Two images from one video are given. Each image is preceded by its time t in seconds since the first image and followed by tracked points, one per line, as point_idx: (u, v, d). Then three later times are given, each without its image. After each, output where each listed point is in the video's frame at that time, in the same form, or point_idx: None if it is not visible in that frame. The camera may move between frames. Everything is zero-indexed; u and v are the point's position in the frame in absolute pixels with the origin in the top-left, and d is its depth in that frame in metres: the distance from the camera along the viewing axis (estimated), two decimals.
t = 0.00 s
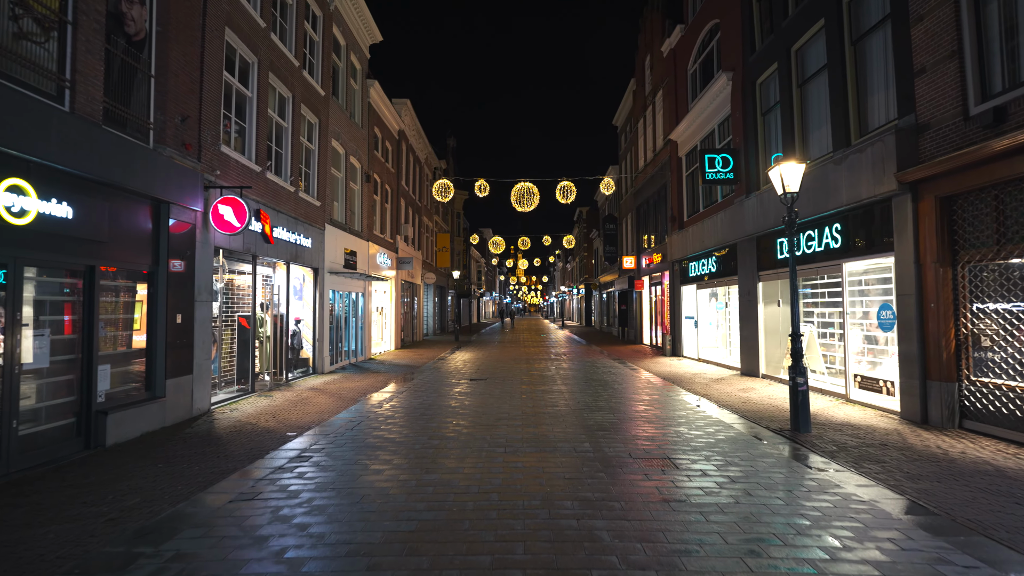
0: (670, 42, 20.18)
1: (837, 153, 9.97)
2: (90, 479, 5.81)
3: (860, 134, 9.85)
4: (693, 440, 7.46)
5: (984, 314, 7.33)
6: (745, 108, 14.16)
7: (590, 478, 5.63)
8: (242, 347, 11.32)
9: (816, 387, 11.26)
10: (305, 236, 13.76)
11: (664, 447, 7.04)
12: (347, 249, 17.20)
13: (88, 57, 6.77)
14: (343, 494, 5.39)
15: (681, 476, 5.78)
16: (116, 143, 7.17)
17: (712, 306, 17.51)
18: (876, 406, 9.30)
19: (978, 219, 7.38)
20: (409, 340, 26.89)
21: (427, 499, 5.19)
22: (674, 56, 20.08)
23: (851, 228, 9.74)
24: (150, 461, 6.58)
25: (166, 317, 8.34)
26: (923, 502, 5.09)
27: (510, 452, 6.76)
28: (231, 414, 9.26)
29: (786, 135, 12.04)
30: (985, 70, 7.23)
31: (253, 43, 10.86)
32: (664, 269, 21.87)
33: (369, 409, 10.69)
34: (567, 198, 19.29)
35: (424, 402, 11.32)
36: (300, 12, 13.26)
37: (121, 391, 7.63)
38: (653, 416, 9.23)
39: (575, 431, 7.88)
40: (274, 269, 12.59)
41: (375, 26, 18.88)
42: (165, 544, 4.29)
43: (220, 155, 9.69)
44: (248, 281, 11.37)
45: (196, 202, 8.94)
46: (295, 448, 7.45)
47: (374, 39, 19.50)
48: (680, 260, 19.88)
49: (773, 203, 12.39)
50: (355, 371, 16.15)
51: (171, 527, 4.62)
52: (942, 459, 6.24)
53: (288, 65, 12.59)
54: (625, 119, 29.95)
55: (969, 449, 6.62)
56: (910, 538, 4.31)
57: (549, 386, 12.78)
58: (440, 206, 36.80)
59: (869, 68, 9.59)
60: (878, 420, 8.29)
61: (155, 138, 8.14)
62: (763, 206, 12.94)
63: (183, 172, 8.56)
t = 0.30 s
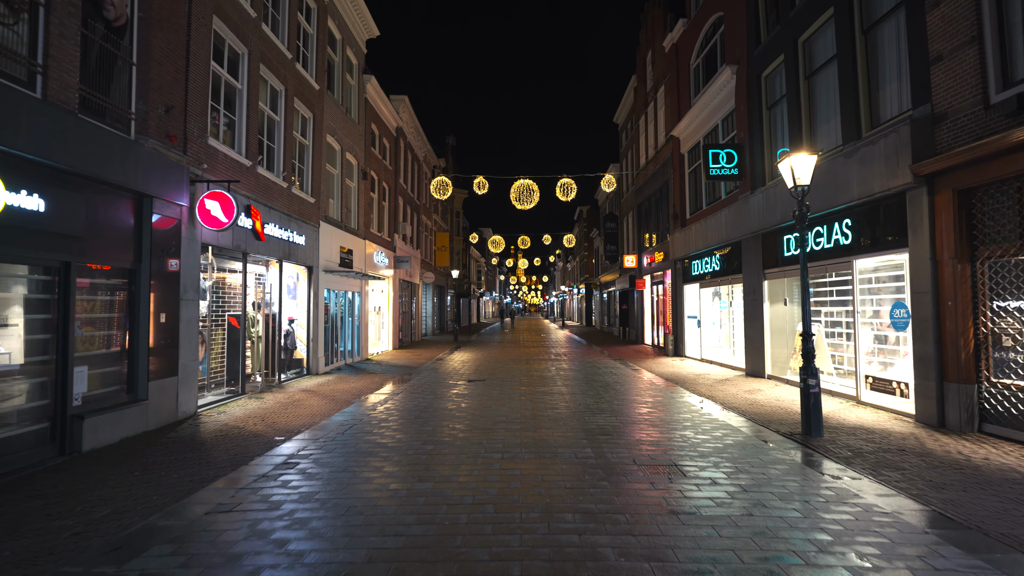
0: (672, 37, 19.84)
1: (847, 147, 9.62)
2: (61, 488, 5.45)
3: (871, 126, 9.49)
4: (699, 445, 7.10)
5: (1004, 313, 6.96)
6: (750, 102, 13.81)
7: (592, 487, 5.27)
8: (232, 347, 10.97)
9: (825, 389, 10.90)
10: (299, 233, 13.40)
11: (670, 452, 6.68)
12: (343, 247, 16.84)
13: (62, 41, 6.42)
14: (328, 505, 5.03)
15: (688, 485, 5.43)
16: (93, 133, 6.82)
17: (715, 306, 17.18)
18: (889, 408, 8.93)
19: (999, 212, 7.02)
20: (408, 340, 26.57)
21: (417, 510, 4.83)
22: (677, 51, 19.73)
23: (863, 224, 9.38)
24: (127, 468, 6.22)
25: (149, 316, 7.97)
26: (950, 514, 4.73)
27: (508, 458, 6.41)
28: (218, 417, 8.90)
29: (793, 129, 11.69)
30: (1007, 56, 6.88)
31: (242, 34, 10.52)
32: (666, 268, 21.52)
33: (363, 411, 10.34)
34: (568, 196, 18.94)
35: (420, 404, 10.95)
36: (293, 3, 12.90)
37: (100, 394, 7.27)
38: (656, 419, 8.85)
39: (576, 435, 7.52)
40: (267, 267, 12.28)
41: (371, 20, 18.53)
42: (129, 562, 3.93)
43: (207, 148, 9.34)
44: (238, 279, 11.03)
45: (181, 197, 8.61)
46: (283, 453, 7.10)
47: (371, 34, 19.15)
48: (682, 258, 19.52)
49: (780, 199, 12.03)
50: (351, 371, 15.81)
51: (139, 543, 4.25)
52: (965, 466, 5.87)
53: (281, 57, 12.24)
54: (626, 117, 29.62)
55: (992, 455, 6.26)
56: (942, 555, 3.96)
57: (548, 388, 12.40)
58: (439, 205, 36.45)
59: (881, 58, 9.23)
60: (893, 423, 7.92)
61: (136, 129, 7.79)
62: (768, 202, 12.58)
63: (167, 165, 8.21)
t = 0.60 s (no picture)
0: (675, 33, 19.50)
1: (859, 142, 9.27)
2: (29, 502, 5.11)
3: (884, 121, 9.13)
4: (707, 454, 6.75)
5: None
6: (756, 98, 13.46)
7: (597, 503, 4.92)
8: (222, 349, 10.64)
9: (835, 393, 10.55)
10: (292, 232, 13.04)
11: (677, 462, 6.33)
12: (339, 247, 16.48)
13: (35, 28, 6.08)
14: (312, 523, 4.67)
15: (698, 499, 5.08)
16: (69, 125, 6.47)
17: (718, 307, 16.86)
18: (903, 414, 8.60)
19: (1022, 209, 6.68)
20: (406, 341, 26.23)
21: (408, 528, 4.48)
22: (679, 47, 19.40)
23: (876, 222, 9.04)
24: (103, 478, 5.88)
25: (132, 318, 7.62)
26: (982, 533, 4.38)
27: (508, 468, 6.06)
28: (205, 423, 8.54)
29: (802, 124, 11.34)
30: None
31: (232, 25, 10.17)
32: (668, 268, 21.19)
33: (358, 415, 9.99)
34: (568, 194, 18.59)
35: (416, 408, 10.60)
36: None
37: (78, 400, 6.93)
38: (660, 426, 8.49)
39: (578, 443, 7.17)
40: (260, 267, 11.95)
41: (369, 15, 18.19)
42: None
43: (195, 143, 8.99)
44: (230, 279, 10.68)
45: (167, 194, 8.27)
46: (271, 461, 6.76)
47: (368, 29, 18.81)
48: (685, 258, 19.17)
49: (788, 197, 11.66)
50: (347, 374, 15.47)
51: (104, 567, 3.90)
52: (993, 479, 5.52)
53: (274, 51, 11.89)
54: (627, 115, 29.28)
55: (1019, 466, 5.92)
56: None
57: (548, 391, 12.04)
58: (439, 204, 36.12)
59: (895, 50, 8.89)
60: (910, 431, 7.57)
61: (118, 122, 7.44)
62: (775, 200, 12.22)
63: (151, 160, 7.86)
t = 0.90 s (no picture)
0: (678, 27, 19.16)
1: (872, 134, 8.94)
2: None
3: (899, 111, 8.78)
4: (718, 459, 6.40)
5: None
6: (763, 91, 13.12)
7: (604, 514, 4.57)
8: (214, 349, 10.31)
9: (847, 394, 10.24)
10: (287, 228, 12.69)
11: (687, 468, 5.98)
12: (336, 245, 16.14)
13: (8, 8, 5.75)
14: (297, 536, 4.31)
15: (713, 509, 4.73)
16: (45, 111, 6.12)
17: (723, 306, 16.54)
18: (919, 416, 8.28)
19: None
20: (405, 341, 25.88)
21: (402, 541, 4.12)
22: (683, 42, 19.06)
23: (892, 217, 8.69)
24: (79, 484, 5.53)
25: (115, 315, 7.27)
26: None
27: (509, 474, 5.71)
28: (192, 425, 8.18)
29: (812, 117, 11.01)
30: None
31: (223, 14, 9.83)
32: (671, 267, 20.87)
33: (354, 417, 9.67)
34: (570, 191, 18.26)
35: (414, 410, 10.25)
36: None
37: (56, 402, 6.60)
38: (666, 428, 8.14)
39: (583, 447, 6.82)
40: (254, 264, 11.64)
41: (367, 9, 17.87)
42: None
43: (183, 134, 8.65)
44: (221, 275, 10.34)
45: (154, 187, 7.95)
46: (258, 466, 6.42)
47: (366, 24, 18.47)
48: (689, 256, 18.83)
49: (797, 192, 11.31)
50: (344, 374, 15.15)
51: None
52: None
53: (267, 42, 11.56)
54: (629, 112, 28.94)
55: None
56: None
57: (550, 391, 11.71)
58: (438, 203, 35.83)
59: (910, 37, 8.55)
60: (930, 434, 7.21)
61: (100, 111, 7.09)
62: (784, 195, 11.87)
63: (135, 151, 7.52)
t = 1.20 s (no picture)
0: (681, 22, 18.82)
1: (887, 127, 8.60)
2: None
3: (915, 103, 8.43)
4: (731, 468, 6.05)
5: None
6: (770, 85, 12.78)
7: (611, 531, 4.23)
8: (204, 350, 9.98)
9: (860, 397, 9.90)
10: (281, 226, 12.35)
11: (699, 478, 5.62)
12: (333, 243, 15.80)
13: None
14: (278, 556, 3.95)
15: (731, 526, 4.38)
16: (18, 100, 5.77)
17: (728, 306, 16.21)
18: (938, 421, 7.94)
19: None
20: (404, 341, 25.55)
21: (392, 563, 3.78)
22: (687, 37, 18.72)
23: (908, 213, 8.36)
24: (51, 495, 5.21)
25: (96, 315, 6.91)
26: None
27: (509, 485, 5.36)
28: (179, 430, 7.83)
29: (822, 111, 10.67)
30: None
31: (214, 3, 9.49)
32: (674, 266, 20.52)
33: (348, 420, 9.34)
34: (571, 189, 17.94)
35: (411, 413, 9.89)
36: None
37: (32, 408, 6.27)
38: (674, 434, 7.77)
39: (587, 454, 6.46)
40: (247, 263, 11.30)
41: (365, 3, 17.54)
42: None
43: (170, 127, 8.32)
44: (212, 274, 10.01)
45: (139, 182, 7.60)
46: (245, 475, 6.06)
47: (364, 18, 18.14)
48: (692, 255, 18.49)
49: (806, 188, 10.95)
50: (341, 375, 14.81)
51: None
52: None
53: (261, 34, 11.23)
54: (631, 110, 28.60)
55: None
56: None
57: (551, 394, 11.34)
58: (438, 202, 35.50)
59: (927, 26, 8.21)
60: (953, 441, 6.85)
61: (79, 101, 6.74)
62: (792, 192, 11.51)
63: (117, 143, 7.17)
